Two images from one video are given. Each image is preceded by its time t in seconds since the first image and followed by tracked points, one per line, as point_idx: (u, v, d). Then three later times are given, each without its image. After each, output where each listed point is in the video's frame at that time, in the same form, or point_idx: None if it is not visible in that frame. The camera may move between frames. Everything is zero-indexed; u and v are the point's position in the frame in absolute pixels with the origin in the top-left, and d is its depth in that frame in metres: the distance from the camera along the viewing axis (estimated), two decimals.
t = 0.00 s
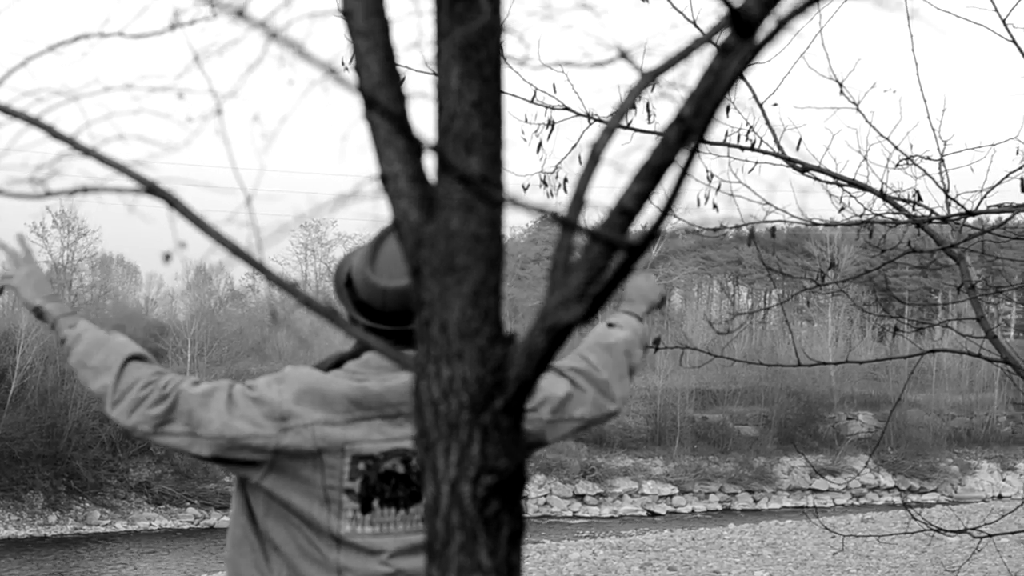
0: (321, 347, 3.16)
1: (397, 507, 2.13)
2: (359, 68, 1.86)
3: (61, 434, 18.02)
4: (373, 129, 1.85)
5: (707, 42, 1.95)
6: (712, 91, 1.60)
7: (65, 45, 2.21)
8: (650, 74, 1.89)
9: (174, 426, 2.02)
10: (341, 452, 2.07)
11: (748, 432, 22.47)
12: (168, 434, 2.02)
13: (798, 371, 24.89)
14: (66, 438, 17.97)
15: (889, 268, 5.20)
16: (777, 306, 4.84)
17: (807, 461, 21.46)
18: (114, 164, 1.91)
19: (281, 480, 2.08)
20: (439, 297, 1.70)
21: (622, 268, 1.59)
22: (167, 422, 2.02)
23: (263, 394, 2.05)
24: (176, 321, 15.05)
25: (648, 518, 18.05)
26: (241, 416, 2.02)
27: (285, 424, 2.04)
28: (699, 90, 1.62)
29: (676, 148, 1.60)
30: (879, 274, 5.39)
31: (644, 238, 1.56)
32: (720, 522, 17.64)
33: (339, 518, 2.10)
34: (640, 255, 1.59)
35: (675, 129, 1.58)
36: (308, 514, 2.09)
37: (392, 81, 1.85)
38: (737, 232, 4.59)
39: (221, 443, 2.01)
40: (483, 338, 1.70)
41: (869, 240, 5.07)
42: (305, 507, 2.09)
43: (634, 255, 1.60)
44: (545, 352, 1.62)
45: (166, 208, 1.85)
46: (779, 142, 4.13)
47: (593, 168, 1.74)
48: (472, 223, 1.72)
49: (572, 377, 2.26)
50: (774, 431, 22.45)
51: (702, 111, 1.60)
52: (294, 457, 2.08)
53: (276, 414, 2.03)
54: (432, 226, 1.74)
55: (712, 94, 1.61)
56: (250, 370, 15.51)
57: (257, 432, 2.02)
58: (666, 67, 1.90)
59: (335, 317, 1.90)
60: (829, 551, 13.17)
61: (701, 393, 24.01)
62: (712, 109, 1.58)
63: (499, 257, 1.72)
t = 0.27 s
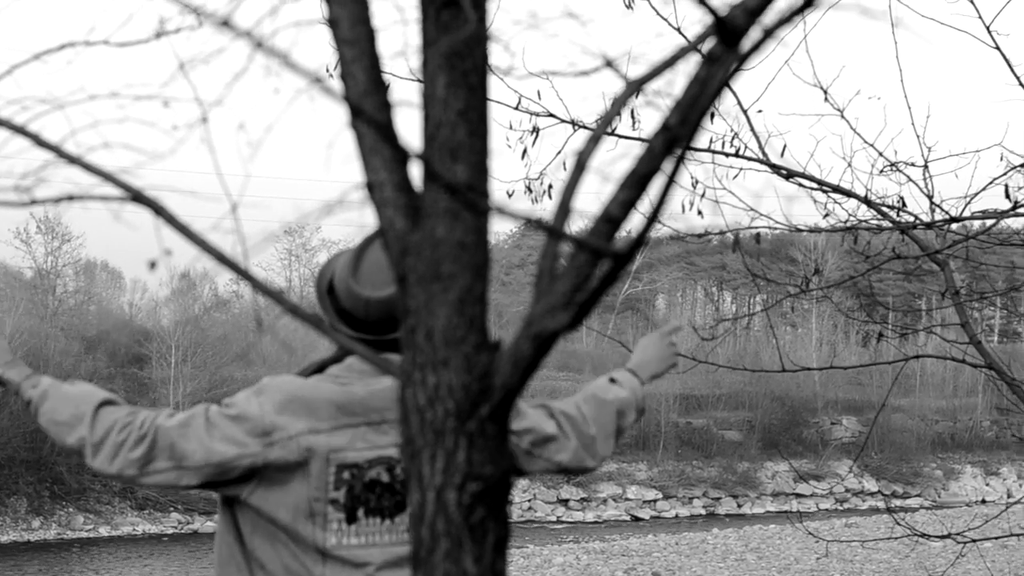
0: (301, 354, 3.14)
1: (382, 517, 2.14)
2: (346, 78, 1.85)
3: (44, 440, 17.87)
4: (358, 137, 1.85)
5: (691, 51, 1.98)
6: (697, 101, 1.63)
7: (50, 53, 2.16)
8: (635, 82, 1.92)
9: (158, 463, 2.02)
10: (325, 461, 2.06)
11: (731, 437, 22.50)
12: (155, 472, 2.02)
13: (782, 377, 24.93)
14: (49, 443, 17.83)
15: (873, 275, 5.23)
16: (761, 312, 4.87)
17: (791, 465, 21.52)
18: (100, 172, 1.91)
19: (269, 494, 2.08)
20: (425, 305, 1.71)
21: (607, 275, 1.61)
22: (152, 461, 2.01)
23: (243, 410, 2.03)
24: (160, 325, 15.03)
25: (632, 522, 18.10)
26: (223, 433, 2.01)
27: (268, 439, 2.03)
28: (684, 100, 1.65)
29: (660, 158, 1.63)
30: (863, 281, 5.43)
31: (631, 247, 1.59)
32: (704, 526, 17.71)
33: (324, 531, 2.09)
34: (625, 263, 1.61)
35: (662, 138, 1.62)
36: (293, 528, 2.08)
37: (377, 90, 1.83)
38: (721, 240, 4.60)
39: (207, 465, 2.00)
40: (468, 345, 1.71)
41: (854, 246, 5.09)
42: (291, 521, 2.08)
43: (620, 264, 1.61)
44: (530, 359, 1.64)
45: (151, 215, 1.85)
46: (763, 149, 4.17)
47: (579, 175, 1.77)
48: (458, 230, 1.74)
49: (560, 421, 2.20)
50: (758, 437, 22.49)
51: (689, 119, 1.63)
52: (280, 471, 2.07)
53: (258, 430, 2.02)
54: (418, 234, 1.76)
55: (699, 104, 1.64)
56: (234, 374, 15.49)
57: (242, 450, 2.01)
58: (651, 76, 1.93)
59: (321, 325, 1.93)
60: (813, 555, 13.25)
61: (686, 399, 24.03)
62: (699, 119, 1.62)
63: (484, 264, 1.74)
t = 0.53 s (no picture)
0: (272, 363, 3.20)
1: (356, 553, 2.11)
2: (324, 86, 1.80)
3: (18, 445, 17.59)
4: (336, 147, 1.82)
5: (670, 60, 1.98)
6: (677, 108, 1.65)
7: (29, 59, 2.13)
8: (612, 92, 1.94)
9: (141, 543, 2.01)
10: (301, 498, 2.02)
11: (705, 441, 22.48)
12: (140, 552, 2.01)
13: (756, 383, 24.99)
14: (22, 449, 17.58)
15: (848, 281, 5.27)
16: (734, 318, 4.90)
17: (765, 470, 21.60)
18: (78, 180, 1.90)
19: (254, 541, 2.02)
20: (401, 312, 1.69)
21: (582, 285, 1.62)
22: (135, 543, 2.01)
23: (214, 459, 1.99)
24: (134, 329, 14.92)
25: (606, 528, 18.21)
26: (200, 485, 1.98)
27: (245, 485, 1.99)
28: (663, 107, 1.67)
29: (638, 164, 1.65)
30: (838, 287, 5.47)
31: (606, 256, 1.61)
32: (679, 531, 17.81)
33: (300, 571, 2.05)
34: (600, 271, 1.63)
35: (638, 146, 1.63)
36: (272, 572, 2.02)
37: (356, 98, 1.78)
38: (698, 246, 4.65)
39: (185, 521, 1.96)
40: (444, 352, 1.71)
41: (829, 253, 5.16)
42: (270, 565, 2.02)
43: (595, 270, 1.63)
44: (505, 368, 1.65)
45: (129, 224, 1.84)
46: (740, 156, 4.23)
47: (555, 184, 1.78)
48: (434, 238, 1.72)
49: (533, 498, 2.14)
50: (732, 441, 22.48)
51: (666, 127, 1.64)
52: (262, 516, 2.01)
53: (234, 477, 1.98)
54: (395, 242, 1.74)
55: (679, 110, 1.65)
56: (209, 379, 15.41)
57: (218, 501, 1.97)
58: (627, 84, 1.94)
59: (296, 332, 1.92)
60: (786, 560, 13.35)
61: (659, 404, 24.02)
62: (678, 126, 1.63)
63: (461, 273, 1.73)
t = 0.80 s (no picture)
0: (226, 395, 3.26)
1: None
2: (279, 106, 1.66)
3: None
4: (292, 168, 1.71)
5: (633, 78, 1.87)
6: (633, 131, 1.55)
7: None
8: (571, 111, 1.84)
9: None
10: (257, 527, 1.96)
11: (662, 463, 22.47)
12: None
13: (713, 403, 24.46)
14: None
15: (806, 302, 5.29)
16: (692, 339, 4.91)
17: (721, 492, 21.77)
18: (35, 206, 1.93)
19: None
20: (356, 337, 1.55)
21: (539, 309, 1.50)
22: None
23: (176, 505, 1.99)
24: (89, 355, 14.53)
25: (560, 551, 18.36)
26: (170, 544, 1.97)
27: (208, 525, 1.97)
28: (618, 130, 1.57)
29: (596, 187, 1.54)
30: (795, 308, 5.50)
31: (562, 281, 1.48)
32: (633, 555, 18.00)
33: None
34: (558, 295, 1.50)
35: (598, 166, 1.52)
36: None
37: (314, 119, 1.64)
38: (657, 266, 4.69)
39: None
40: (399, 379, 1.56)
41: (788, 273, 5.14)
42: None
43: (552, 297, 1.51)
44: (461, 394, 1.53)
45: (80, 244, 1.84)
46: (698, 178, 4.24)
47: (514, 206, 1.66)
48: (391, 262, 1.57)
49: None
50: (689, 462, 22.48)
51: (625, 150, 1.54)
52: (232, 554, 1.96)
53: (197, 520, 1.97)
54: (351, 265, 1.59)
55: (634, 133, 1.56)
56: (167, 405, 15.12)
57: (187, 551, 1.96)
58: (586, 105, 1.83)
59: (251, 357, 1.85)
60: None
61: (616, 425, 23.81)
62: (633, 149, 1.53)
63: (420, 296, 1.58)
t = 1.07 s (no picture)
0: (157, 428, 3.19)
1: None
2: (213, 142, 1.68)
3: None
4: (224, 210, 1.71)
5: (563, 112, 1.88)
6: (564, 168, 1.58)
7: None
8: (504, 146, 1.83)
9: None
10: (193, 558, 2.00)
11: (599, 492, 22.21)
12: None
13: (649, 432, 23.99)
14: None
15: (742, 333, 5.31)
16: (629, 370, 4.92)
17: (658, 522, 21.73)
18: None
19: None
20: (288, 373, 1.53)
21: (471, 345, 1.51)
22: None
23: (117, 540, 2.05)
24: (20, 384, 14.18)
25: None
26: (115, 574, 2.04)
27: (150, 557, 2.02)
28: (549, 166, 1.59)
29: (528, 224, 1.56)
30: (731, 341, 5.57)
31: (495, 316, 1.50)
32: None
33: None
34: (490, 332, 1.52)
35: (527, 206, 1.54)
36: None
37: (246, 155, 1.67)
38: (593, 299, 4.71)
39: None
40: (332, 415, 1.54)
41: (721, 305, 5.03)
42: None
43: (484, 332, 1.52)
44: (393, 430, 1.51)
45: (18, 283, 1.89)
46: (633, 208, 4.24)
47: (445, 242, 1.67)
48: (324, 297, 1.56)
49: None
50: (627, 492, 22.22)
51: (555, 190, 1.56)
52: None
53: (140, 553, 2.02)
54: (283, 301, 1.58)
55: (565, 171, 1.59)
56: (100, 436, 14.80)
57: None
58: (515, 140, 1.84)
59: (184, 394, 1.82)
60: None
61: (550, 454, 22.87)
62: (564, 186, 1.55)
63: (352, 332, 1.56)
